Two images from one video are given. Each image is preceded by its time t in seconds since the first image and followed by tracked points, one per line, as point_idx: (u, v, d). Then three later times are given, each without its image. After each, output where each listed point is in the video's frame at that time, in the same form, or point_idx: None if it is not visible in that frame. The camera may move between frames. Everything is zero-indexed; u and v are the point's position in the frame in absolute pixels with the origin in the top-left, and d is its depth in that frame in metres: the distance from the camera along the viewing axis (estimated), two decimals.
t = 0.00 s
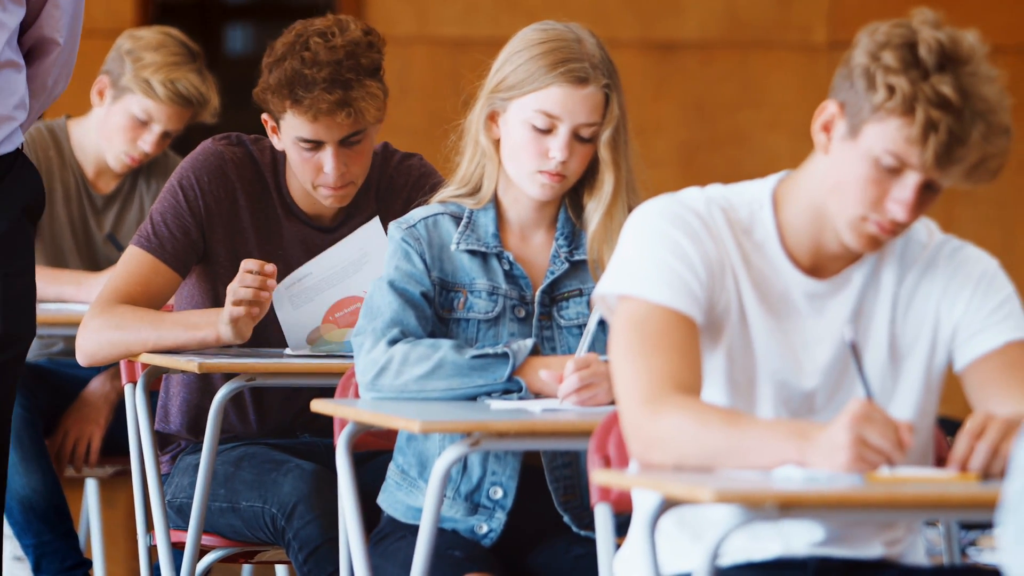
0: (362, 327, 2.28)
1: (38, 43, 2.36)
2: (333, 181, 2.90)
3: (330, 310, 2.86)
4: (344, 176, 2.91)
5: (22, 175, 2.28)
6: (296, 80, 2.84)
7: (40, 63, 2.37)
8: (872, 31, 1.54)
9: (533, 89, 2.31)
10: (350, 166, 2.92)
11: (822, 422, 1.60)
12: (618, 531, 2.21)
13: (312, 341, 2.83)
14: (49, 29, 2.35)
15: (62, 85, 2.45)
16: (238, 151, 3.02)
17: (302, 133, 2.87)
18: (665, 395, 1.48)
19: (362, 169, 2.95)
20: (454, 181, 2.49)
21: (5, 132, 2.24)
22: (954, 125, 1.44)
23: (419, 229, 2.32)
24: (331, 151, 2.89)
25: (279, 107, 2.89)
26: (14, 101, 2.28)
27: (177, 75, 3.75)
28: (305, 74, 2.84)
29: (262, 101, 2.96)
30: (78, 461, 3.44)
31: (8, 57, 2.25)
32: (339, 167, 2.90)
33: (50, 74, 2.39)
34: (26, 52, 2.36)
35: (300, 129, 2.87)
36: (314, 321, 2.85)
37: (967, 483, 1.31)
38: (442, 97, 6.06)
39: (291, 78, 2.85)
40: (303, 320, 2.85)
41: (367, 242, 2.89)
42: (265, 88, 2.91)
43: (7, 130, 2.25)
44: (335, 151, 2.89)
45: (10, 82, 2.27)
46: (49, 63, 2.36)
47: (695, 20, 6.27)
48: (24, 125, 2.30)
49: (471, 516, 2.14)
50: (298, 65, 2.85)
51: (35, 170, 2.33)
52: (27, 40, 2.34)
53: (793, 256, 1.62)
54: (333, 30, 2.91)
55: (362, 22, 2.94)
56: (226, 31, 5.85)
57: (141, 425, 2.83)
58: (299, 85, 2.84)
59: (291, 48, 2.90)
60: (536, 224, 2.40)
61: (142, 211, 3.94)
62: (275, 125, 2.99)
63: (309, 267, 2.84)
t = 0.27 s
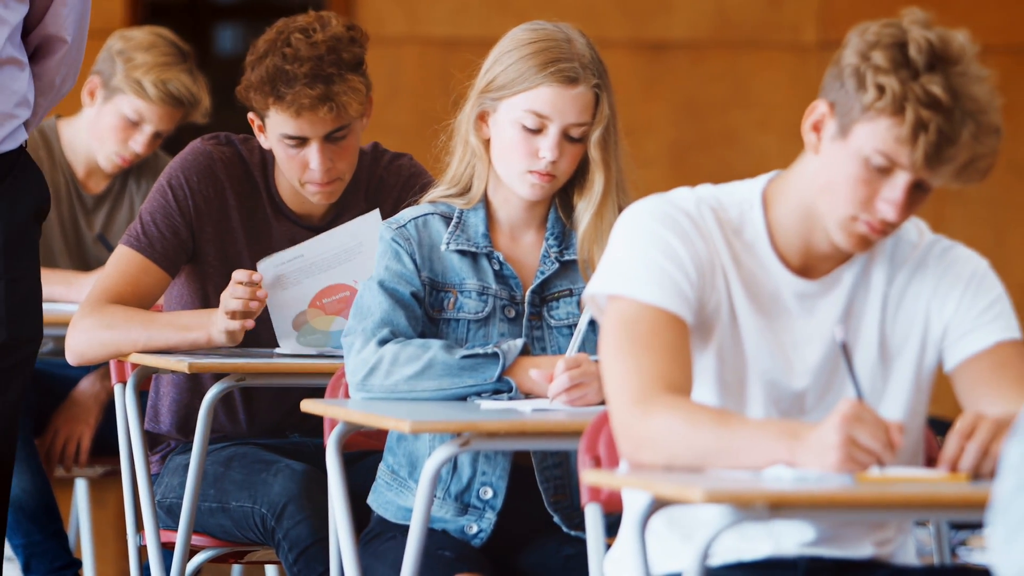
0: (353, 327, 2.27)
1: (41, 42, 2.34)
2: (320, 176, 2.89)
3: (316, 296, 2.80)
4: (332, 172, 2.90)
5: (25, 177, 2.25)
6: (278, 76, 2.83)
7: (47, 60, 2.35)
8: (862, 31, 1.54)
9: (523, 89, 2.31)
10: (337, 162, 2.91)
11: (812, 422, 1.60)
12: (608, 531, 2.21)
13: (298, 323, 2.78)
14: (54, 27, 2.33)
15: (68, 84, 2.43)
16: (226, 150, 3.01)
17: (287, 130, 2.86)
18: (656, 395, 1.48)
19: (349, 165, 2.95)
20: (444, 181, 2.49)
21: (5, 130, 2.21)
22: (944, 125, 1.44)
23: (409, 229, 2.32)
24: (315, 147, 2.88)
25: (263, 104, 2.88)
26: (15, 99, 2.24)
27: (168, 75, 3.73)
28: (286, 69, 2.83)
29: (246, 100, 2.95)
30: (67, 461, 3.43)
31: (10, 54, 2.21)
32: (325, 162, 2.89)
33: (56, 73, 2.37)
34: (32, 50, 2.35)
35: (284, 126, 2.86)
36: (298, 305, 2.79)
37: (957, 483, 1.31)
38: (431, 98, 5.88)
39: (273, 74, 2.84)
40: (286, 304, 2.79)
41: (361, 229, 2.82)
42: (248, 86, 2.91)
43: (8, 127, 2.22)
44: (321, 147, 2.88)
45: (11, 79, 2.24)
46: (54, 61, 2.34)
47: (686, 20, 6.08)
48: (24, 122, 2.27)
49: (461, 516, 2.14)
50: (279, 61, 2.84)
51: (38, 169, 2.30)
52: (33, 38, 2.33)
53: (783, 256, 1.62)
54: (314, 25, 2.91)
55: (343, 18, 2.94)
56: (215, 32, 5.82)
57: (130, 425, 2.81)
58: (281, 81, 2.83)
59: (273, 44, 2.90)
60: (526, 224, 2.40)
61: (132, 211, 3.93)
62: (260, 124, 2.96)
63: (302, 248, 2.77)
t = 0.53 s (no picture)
0: (341, 327, 2.27)
1: (39, 35, 2.32)
2: (306, 174, 2.89)
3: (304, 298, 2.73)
4: (318, 170, 2.89)
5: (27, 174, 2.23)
6: (263, 74, 2.82)
7: (45, 53, 2.33)
8: (851, 30, 1.54)
9: (513, 89, 2.31)
10: (323, 160, 2.91)
11: (801, 422, 1.60)
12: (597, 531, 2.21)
13: (283, 324, 2.71)
14: (51, 20, 2.31)
15: (66, 78, 2.41)
16: (214, 150, 3.00)
17: (274, 129, 2.86)
18: (645, 395, 1.47)
19: (335, 162, 2.94)
20: (433, 181, 2.48)
21: (6, 126, 2.19)
22: (933, 125, 1.45)
23: (397, 229, 2.31)
24: (302, 145, 2.87)
25: (248, 103, 2.87)
26: (14, 93, 2.22)
27: (159, 76, 3.70)
28: (270, 67, 2.82)
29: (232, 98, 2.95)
30: (55, 461, 3.42)
31: (9, 47, 2.19)
32: (311, 159, 2.88)
33: (54, 67, 2.35)
34: (30, 43, 2.33)
35: (271, 124, 2.85)
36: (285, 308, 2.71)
37: (947, 482, 1.31)
38: (419, 97, 5.83)
39: (258, 72, 2.83)
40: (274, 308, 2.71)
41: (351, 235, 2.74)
42: (233, 85, 2.90)
43: (10, 123, 2.20)
44: (307, 145, 2.87)
45: (10, 73, 2.22)
46: (53, 55, 2.33)
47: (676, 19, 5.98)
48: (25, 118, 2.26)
49: (450, 516, 2.13)
50: (264, 59, 2.84)
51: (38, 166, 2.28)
52: (32, 30, 2.31)
53: (772, 256, 1.62)
54: (298, 23, 2.90)
55: (328, 15, 2.94)
56: (204, 32, 5.81)
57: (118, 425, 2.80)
58: (266, 79, 2.82)
59: (258, 42, 2.90)
60: (515, 224, 2.39)
61: (121, 211, 3.93)
62: (248, 122, 2.95)
63: (291, 255, 2.69)
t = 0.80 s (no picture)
0: (330, 327, 2.26)
1: (36, 31, 2.23)
2: (296, 174, 2.88)
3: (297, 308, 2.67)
4: (308, 170, 2.89)
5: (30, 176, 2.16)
6: (254, 75, 2.83)
7: (43, 49, 2.25)
8: (839, 29, 1.54)
9: (501, 88, 2.31)
10: (313, 160, 2.90)
11: (790, 421, 1.60)
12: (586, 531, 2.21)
13: (273, 321, 2.67)
14: (48, 16, 2.22)
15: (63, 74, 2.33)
16: (202, 150, 2.99)
17: (263, 129, 2.85)
18: (633, 394, 1.47)
19: (325, 163, 2.94)
20: (421, 180, 2.48)
21: (8, 128, 2.11)
22: (921, 125, 1.45)
23: (386, 229, 2.30)
24: (291, 145, 2.87)
25: (238, 103, 2.87)
26: (14, 92, 2.14)
27: (149, 76, 3.69)
28: (261, 68, 2.82)
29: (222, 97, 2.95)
30: (44, 460, 3.41)
31: (9, 46, 2.11)
32: (302, 160, 2.88)
33: (51, 63, 2.26)
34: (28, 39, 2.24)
35: (261, 124, 2.85)
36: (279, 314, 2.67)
37: (935, 482, 1.31)
38: (408, 97, 5.82)
39: (249, 73, 2.83)
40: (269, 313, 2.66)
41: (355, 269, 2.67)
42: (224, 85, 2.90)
43: (11, 123, 2.11)
44: (296, 145, 2.87)
45: (9, 73, 2.14)
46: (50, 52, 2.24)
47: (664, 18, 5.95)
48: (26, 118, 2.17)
49: (439, 515, 2.13)
50: (255, 60, 2.84)
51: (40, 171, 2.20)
52: (29, 27, 2.22)
53: (760, 256, 1.62)
54: (289, 23, 2.90)
55: (318, 15, 2.93)
56: (193, 31, 5.79)
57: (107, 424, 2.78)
58: (257, 80, 2.83)
59: (248, 43, 2.89)
60: (504, 223, 2.39)
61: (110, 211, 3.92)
62: (237, 122, 2.96)
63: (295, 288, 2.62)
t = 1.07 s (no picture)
0: (320, 326, 2.25)
1: (32, 32, 2.20)
2: (287, 176, 2.87)
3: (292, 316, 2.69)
4: (300, 172, 2.88)
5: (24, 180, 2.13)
6: (250, 77, 2.81)
7: (38, 51, 2.22)
8: (829, 29, 1.54)
9: (492, 88, 2.30)
10: (306, 163, 2.90)
11: (779, 421, 1.60)
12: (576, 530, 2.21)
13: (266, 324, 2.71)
14: (45, 17, 2.18)
15: (57, 75, 2.30)
16: (192, 150, 2.99)
17: (257, 130, 2.84)
18: (623, 394, 1.47)
19: (316, 165, 2.93)
20: (412, 180, 2.48)
21: (6, 133, 2.07)
22: (910, 125, 1.44)
23: (376, 228, 2.30)
24: (285, 147, 2.86)
25: (234, 104, 2.86)
26: (15, 96, 2.10)
27: (139, 76, 3.68)
28: (258, 70, 2.81)
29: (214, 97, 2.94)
30: (35, 459, 3.39)
31: (7, 50, 2.07)
32: (294, 163, 2.87)
33: (47, 64, 2.24)
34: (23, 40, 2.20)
35: (254, 126, 2.84)
36: (273, 318, 2.69)
37: (925, 482, 1.31)
38: (398, 96, 5.81)
39: (245, 75, 2.82)
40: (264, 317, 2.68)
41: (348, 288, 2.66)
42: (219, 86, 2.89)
43: (11, 129, 2.08)
44: (289, 148, 2.86)
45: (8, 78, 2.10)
46: (46, 53, 2.21)
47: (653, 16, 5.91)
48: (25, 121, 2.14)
49: (429, 515, 2.13)
50: (252, 62, 2.83)
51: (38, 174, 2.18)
52: (25, 28, 2.18)
53: (750, 256, 1.62)
54: (286, 26, 2.90)
55: (315, 19, 2.93)
56: (182, 30, 5.77)
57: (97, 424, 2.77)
58: (253, 82, 2.81)
59: (244, 44, 2.88)
60: (494, 223, 2.39)
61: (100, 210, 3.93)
62: (230, 121, 2.97)
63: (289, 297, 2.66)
